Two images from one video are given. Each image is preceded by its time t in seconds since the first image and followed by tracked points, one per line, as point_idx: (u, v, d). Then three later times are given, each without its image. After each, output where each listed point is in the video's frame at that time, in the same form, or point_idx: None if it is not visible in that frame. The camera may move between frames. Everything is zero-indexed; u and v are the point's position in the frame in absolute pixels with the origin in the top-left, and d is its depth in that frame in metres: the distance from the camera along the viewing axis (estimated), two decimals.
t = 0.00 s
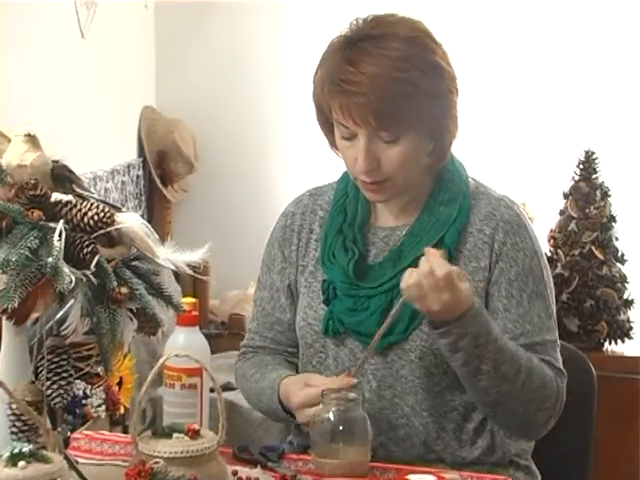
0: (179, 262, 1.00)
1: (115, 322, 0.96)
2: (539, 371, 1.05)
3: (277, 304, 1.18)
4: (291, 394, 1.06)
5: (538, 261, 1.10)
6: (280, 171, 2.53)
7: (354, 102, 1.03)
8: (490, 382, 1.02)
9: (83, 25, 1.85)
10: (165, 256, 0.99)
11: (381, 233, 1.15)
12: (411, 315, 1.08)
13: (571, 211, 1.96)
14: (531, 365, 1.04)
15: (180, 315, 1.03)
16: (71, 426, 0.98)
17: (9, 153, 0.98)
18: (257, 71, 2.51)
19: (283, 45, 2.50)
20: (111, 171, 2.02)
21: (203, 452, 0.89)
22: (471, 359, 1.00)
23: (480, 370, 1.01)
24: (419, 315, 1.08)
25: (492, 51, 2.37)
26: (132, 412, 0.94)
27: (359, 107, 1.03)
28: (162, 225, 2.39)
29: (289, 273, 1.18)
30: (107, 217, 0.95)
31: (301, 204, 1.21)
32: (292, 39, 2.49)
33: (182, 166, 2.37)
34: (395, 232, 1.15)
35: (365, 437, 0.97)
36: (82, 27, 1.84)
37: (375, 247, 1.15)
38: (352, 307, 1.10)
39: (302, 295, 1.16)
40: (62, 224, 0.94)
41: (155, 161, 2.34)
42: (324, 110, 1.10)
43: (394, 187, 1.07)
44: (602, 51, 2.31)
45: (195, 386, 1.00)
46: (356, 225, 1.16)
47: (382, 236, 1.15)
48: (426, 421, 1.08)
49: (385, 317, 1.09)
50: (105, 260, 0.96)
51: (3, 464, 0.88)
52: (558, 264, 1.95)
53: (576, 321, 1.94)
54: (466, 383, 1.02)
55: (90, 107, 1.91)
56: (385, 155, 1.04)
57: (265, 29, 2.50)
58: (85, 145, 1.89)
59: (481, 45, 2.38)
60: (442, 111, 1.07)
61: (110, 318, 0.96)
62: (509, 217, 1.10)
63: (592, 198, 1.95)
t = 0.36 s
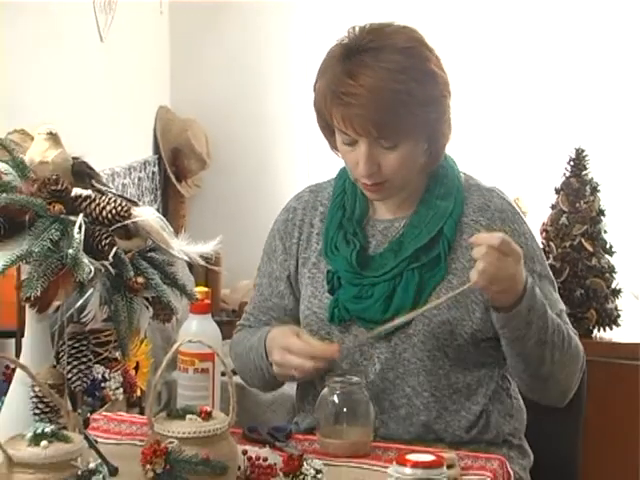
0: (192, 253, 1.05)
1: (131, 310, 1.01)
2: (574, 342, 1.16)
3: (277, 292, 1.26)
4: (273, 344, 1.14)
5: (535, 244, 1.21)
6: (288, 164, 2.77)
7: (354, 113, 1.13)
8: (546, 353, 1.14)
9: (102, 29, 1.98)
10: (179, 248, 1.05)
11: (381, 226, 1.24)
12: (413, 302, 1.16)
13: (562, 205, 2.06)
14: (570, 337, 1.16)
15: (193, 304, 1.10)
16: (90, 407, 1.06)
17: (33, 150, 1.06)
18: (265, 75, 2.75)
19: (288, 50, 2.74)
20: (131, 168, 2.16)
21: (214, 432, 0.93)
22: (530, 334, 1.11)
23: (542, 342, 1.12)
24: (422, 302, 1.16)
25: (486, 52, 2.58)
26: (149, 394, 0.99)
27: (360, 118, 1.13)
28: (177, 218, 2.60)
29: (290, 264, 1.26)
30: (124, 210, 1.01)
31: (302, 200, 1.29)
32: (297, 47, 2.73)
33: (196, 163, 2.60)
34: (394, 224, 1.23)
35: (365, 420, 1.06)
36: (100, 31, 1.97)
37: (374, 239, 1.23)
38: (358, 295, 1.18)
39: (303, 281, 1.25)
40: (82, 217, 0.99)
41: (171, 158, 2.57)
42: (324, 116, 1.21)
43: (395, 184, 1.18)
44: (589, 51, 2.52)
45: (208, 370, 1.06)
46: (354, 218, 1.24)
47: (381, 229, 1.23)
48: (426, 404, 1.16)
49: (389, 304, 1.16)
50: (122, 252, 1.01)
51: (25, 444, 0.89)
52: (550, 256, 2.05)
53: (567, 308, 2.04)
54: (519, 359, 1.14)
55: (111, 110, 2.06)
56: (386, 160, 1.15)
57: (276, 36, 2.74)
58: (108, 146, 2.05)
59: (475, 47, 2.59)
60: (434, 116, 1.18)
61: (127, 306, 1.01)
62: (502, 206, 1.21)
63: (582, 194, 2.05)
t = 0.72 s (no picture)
0: (205, 244, 1.12)
1: (148, 297, 1.06)
2: (571, 322, 1.27)
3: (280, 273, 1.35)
4: (269, 285, 1.25)
5: (529, 233, 1.31)
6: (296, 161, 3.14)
7: (357, 111, 1.22)
8: (550, 337, 1.23)
9: (120, 33, 2.27)
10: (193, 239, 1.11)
11: (383, 217, 1.33)
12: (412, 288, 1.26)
13: (555, 199, 2.10)
14: (568, 319, 1.25)
15: (206, 292, 1.16)
16: (109, 388, 1.11)
17: (54, 147, 1.12)
18: (271, 77, 3.14)
19: (295, 55, 3.13)
20: (146, 164, 2.41)
21: (226, 414, 0.97)
22: (536, 322, 1.20)
23: (547, 328, 1.22)
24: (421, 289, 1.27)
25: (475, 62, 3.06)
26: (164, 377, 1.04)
27: (363, 115, 1.22)
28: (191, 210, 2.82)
29: (295, 251, 1.36)
30: (141, 203, 1.06)
31: (309, 192, 1.38)
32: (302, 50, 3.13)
33: (208, 159, 2.79)
34: (395, 216, 1.32)
35: (366, 402, 1.15)
36: (119, 35, 2.26)
37: (377, 230, 1.33)
38: (362, 281, 1.28)
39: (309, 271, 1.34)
40: (101, 210, 1.04)
41: (185, 155, 2.76)
42: (328, 112, 1.29)
43: (395, 177, 1.28)
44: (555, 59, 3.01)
45: (220, 354, 1.13)
46: (356, 210, 1.34)
47: (383, 220, 1.33)
48: (427, 387, 1.24)
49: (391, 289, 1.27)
50: (140, 243, 1.06)
51: (48, 422, 0.95)
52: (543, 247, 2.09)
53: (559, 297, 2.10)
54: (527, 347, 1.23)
55: (126, 109, 2.32)
56: (386, 154, 1.24)
57: (285, 42, 3.13)
58: (123, 142, 2.29)
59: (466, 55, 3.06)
60: (431, 112, 1.27)
61: (144, 294, 1.06)
62: (496, 198, 1.31)
63: (574, 188, 2.09)
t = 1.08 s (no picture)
0: (220, 232, 1.18)
1: (167, 282, 1.12)
2: (566, 314, 1.33)
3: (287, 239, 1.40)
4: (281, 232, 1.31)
5: (527, 225, 1.39)
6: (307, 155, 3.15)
7: (366, 101, 1.28)
8: (545, 329, 1.29)
9: (140, 33, 2.35)
10: (208, 226, 1.17)
11: (391, 206, 1.39)
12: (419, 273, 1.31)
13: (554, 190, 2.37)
14: (563, 311, 1.32)
15: (221, 277, 1.23)
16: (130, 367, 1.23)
17: (79, 141, 1.19)
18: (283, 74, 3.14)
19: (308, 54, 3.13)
20: (164, 157, 2.48)
21: (241, 393, 1.02)
22: (532, 314, 1.26)
23: (542, 322, 1.28)
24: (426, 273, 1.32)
25: (484, 61, 3.08)
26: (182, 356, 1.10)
27: (372, 105, 1.28)
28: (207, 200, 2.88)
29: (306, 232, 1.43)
30: (160, 194, 1.12)
31: (322, 179, 1.45)
32: (314, 49, 3.12)
33: (224, 151, 2.88)
34: (402, 204, 1.38)
35: (373, 381, 1.21)
36: (139, 35, 2.34)
37: (384, 217, 1.39)
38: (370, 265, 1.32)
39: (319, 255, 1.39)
40: (122, 200, 1.10)
41: (201, 147, 2.84)
42: (339, 104, 1.35)
43: (402, 166, 1.33)
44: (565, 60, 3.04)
45: (234, 337, 1.19)
46: (366, 198, 1.40)
47: (391, 208, 1.39)
48: (430, 366, 1.31)
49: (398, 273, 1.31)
50: (158, 231, 1.12)
51: (72, 399, 0.97)
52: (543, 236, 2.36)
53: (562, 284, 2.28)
54: (521, 337, 1.29)
55: (145, 104, 2.39)
56: (395, 144, 1.29)
57: (297, 42, 3.13)
58: (142, 136, 2.37)
59: (475, 55, 3.08)
60: (437, 105, 1.33)
61: (162, 280, 1.12)
62: (497, 189, 1.37)
63: (571, 180, 2.37)
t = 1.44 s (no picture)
0: (234, 225, 1.24)
1: (183, 272, 1.19)
2: (571, 303, 1.39)
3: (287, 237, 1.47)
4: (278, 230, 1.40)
5: (530, 217, 1.42)
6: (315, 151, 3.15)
7: (382, 94, 1.36)
8: (547, 320, 1.35)
9: (157, 35, 2.42)
10: (222, 219, 1.23)
11: (398, 200, 1.46)
12: (423, 264, 1.39)
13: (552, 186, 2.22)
14: (566, 301, 1.38)
15: (234, 267, 1.29)
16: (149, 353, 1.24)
17: (99, 137, 1.21)
18: (289, 72, 3.09)
19: (316, 53, 3.10)
20: (180, 154, 2.54)
21: (253, 376, 1.08)
22: (529, 311, 1.31)
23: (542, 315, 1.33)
24: (430, 264, 1.39)
25: (492, 59, 3.05)
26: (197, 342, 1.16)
27: (387, 99, 1.35)
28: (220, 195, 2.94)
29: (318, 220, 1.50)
30: (176, 188, 1.18)
31: (332, 173, 1.52)
32: (324, 49, 3.10)
33: (238, 148, 2.94)
34: (409, 199, 1.45)
35: (378, 367, 1.29)
36: (157, 37, 2.41)
37: (392, 211, 1.46)
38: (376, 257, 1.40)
39: (330, 249, 1.46)
40: (141, 194, 1.16)
41: (216, 143, 2.91)
42: (353, 98, 1.43)
43: (413, 160, 1.39)
44: (577, 55, 3.02)
45: (246, 323, 1.25)
46: (374, 192, 1.46)
47: (398, 201, 1.46)
48: (433, 353, 1.38)
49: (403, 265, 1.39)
50: (175, 223, 1.19)
51: (94, 382, 1.01)
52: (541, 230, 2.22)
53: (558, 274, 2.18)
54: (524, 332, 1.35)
55: (161, 103, 2.46)
56: (408, 137, 1.37)
57: (305, 44, 3.09)
58: (158, 134, 2.44)
59: (482, 53, 3.05)
60: (447, 99, 1.41)
61: (179, 269, 1.18)
62: (498, 185, 1.43)
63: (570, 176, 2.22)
